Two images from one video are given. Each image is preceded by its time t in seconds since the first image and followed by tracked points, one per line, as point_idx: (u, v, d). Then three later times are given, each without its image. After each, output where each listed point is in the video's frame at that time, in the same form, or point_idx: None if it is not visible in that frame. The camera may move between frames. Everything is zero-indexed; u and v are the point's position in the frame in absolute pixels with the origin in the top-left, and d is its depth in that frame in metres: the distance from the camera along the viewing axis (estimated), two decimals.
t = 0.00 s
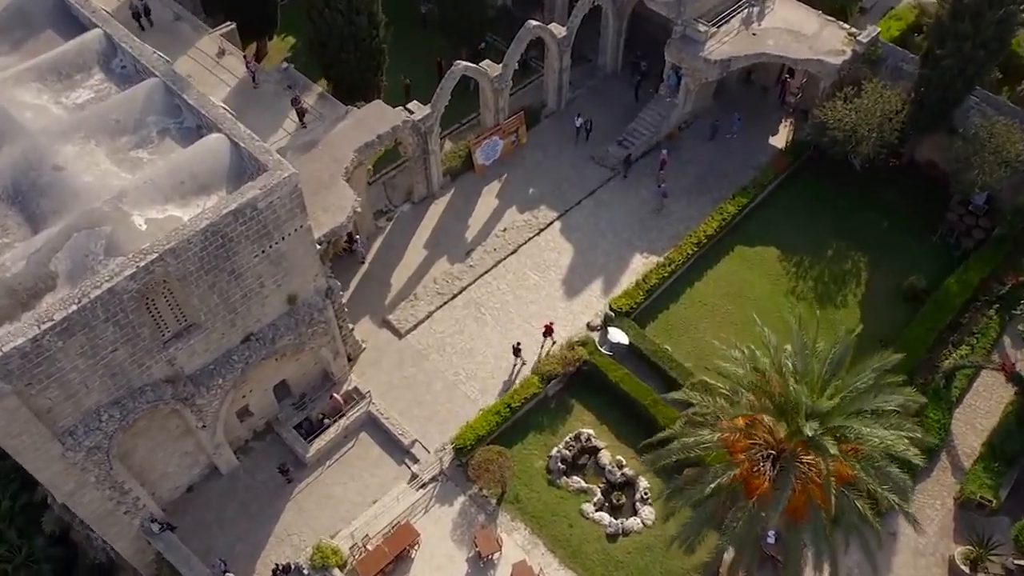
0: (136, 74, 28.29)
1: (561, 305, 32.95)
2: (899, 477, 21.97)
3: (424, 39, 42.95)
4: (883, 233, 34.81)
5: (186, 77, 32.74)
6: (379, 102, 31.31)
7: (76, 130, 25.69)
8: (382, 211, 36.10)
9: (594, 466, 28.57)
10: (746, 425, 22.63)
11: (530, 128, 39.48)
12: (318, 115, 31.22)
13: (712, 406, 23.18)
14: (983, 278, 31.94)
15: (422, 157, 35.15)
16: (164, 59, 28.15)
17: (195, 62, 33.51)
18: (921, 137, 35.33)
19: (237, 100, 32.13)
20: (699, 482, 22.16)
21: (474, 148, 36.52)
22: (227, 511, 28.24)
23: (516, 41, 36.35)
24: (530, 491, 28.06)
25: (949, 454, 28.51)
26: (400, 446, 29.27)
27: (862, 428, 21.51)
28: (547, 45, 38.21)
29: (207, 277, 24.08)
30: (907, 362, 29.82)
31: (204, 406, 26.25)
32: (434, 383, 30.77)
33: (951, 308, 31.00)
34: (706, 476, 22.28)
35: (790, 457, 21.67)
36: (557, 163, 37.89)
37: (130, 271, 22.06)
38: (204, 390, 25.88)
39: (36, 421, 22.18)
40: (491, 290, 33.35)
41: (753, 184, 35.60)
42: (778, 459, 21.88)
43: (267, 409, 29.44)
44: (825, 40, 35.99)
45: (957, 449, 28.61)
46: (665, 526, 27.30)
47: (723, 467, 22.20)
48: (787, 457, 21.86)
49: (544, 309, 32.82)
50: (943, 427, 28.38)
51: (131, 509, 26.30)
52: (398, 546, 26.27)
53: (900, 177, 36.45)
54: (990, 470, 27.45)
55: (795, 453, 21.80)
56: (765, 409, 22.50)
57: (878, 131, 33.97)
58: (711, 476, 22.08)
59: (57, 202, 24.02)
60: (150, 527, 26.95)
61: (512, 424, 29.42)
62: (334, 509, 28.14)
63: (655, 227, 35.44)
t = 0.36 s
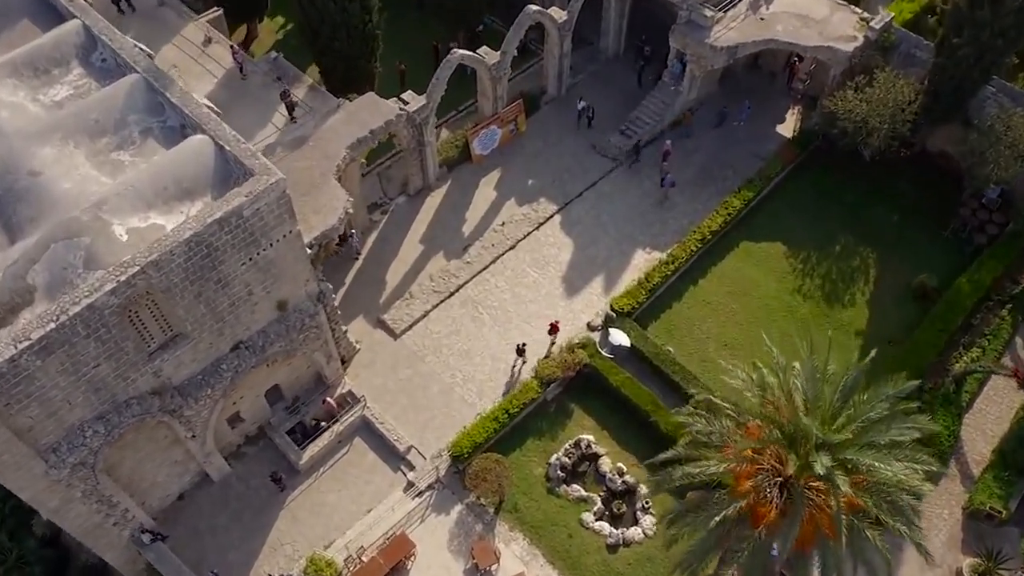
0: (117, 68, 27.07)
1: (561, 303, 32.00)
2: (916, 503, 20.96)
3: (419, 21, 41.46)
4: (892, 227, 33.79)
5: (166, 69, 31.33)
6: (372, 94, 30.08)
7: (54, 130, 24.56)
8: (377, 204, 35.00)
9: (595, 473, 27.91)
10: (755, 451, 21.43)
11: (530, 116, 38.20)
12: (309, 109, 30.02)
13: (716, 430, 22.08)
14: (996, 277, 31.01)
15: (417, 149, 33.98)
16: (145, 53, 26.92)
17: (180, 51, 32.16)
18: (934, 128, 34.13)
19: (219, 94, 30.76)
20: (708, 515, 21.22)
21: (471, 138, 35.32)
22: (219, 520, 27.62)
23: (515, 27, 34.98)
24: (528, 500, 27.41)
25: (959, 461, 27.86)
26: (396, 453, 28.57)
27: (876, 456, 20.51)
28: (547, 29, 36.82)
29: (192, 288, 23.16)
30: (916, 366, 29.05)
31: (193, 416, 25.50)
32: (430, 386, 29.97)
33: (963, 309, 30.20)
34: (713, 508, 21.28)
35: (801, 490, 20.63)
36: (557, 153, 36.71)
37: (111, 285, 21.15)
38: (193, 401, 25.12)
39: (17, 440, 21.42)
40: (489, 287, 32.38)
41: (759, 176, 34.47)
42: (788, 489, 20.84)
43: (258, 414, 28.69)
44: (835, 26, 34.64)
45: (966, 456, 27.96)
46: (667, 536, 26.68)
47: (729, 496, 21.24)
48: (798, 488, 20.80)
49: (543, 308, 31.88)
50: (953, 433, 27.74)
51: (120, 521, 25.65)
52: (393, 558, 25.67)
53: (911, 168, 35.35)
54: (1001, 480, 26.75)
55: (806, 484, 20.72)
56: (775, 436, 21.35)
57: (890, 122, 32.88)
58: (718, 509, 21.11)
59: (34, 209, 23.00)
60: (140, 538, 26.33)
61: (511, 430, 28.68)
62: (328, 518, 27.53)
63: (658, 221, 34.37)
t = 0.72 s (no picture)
0: (96, 67, 25.86)
1: (560, 305, 31.09)
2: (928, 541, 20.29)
3: (414, 6, 40.05)
4: (902, 226, 32.82)
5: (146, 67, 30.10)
6: (364, 91, 28.90)
7: (30, 137, 23.47)
8: (371, 200, 33.95)
9: (594, 485, 27.28)
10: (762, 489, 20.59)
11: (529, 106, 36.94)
12: (298, 106, 28.85)
13: (721, 460, 21.33)
14: (1009, 280, 30.08)
15: (412, 144, 32.83)
16: (125, 51, 25.70)
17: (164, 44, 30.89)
18: (947, 122, 32.92)
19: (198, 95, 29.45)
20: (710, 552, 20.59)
21: (468, 131, 34.16)
22: (210, 532, 27.05)
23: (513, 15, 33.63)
24: (526, 513, 26.82)
25: (967, 472, 27.22)
26: (391, 463, 27.91)
27: (886, 498, 19.75)
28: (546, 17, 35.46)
29: (176, 305, 22.30)
30: (925, 375, 28.34)
31: (181, 432, 24.78)
32: (426, 393, 29.22)
33: (973, 314, 29.36)
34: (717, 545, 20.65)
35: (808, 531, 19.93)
36: (557, 146, 35.55)
37: (90, 307, 20.27)
38: (180, 418, 24.39)
39: None
40: (487, 289, 31.45)
41: (765, 172, 33.36)
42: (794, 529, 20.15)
43: (250, 424, 27.97)
44: (847, 15, 33.32)
45: (975, 467, 27.31)
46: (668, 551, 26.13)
47: (733, 531, 20.61)
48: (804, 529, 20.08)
49: (542, 311, 30.97)
50: (961, 444, 27.11)
51: (109, 537, 25.04)
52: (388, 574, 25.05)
53: (922, 163, 34.25)
54: (1010, 494, 26.12)
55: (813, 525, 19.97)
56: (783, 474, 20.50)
57: (901, 117, 31.87)
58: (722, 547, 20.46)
59: (10, 223, 22.01)
60: (131, 553, 25.70)
61: (508, 440, 28.00)
62: (321, 531, 26.96)
63: (661, 219, 33.33)
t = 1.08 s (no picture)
0: (74, 72, 24.70)
1: (560, 312, 30.24)
2: None
3: None
4: (912, 228, 31.87)
5: (129, 66, 28.91)
6: (356, 92, 27.82)
7: (5, 150, 22.47)
8: (364, 200, 32.91)
9: (594, 501, 26.69)
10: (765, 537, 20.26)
11: (527, 99, 35.73)
12: (287, 108, 27.75)
13: (724, 500, 20.87)
14: (1021, 288, 29.23)
15: (406, 143, 31.74)
16: (104, 55, 24.51)
17: (148, 41, 29.66)
18: (961, 120, 31.79)
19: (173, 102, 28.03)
20: None
21: (464, 128, 33.05)
22: (202, 549, 26.54)
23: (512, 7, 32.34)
24: (524, 530, 26.28)
25: (974, 489, 26.64)
26: (385, 477, 27.33)
27: (895, 552, 19.18)
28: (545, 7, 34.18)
29: (160, 329, 21.50)
30: (934, 388, 27.59)
31: (169, 453, 24.14)
32: (421, 404, 28.52)
33: (984, 325, 28.56)
34: None
35: None
36: (556, 142, 34.42)
37: (69, 336, 19.46)
38: (168, 439, 23.73)
39: None
40: (484, 295, 30.58)
41: (771, 171, 32.32)
42: None
43: (241, 438, 27.31)
44: (858, 7, 32.12)
45: (983, 484, 26.71)
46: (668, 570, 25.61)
47: None
48: None
49: (540, 318, 30.13)
50: (969, 460, 26.53)
51: (97, 558, 24.53)
52: None
53: (932, 162, 33.20)
54: (1018, 513, 25.55)
55: None
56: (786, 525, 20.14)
57: (914, 115, 30.77)
58: None
59: None
60: (120, 572, 25.46)
61: (506, 454, 27.37)
62: (315, 548, 26.45)
63: (664, 220, 32.33)
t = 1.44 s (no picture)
0: (49, 82, 23.57)
1: (558, 322, 29.44)
2: None
3: None
4: (922, 232, 30.92)
5: (109, 70, 27.73)
6: (346, 98, 26.76)
7: None
8: (357, 203, 31.87)
9: (592, 520, 26.12)
10: None
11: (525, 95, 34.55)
12: (275, 116, 26.69)
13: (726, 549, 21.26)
14: None
15: (400, 146, 30.70)
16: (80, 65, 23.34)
17: (129, 42, 28.42)
18: (974, 121, 30.71)
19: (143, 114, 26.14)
20: None
21: (460, 128, 31.97)
22: (193, 569, 26.09)
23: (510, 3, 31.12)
24: (520, 551, 25.77)
25: (981, 508, 26.08)
26: (379, 495, 26.79)
27: None
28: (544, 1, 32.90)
29: (142, 359, 20.74)
30: (942, 403, 26.90)
31: (157, 478, 23.53)
32: (416, 419, 27.86)
33: (995, 337, 27.77)
34: None
35: None
36: (555, 141, 33.33)
37: (45, 374, 18.71)
38: (155, 466, 23.11)
39: None
40: (480, 304, 29.77)
41: (777, 174, 31.30)
42: None
43: (231, 456, 26.71)
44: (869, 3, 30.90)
45: (990, 503, 26.13)
46: None
47: None
48: None
49: (538, 328, 29.34)
50: (976, 480, 25.93)
51: None
52: None
53: (943, 163, 32.15)
54: None
55: None
56: None
57: (925, 118, 29.75)
58: None
59: None
60: None
61: (502, 472, 26.79)
62: (308, 568, 25.98)
63: (665, 224, 31.38)
